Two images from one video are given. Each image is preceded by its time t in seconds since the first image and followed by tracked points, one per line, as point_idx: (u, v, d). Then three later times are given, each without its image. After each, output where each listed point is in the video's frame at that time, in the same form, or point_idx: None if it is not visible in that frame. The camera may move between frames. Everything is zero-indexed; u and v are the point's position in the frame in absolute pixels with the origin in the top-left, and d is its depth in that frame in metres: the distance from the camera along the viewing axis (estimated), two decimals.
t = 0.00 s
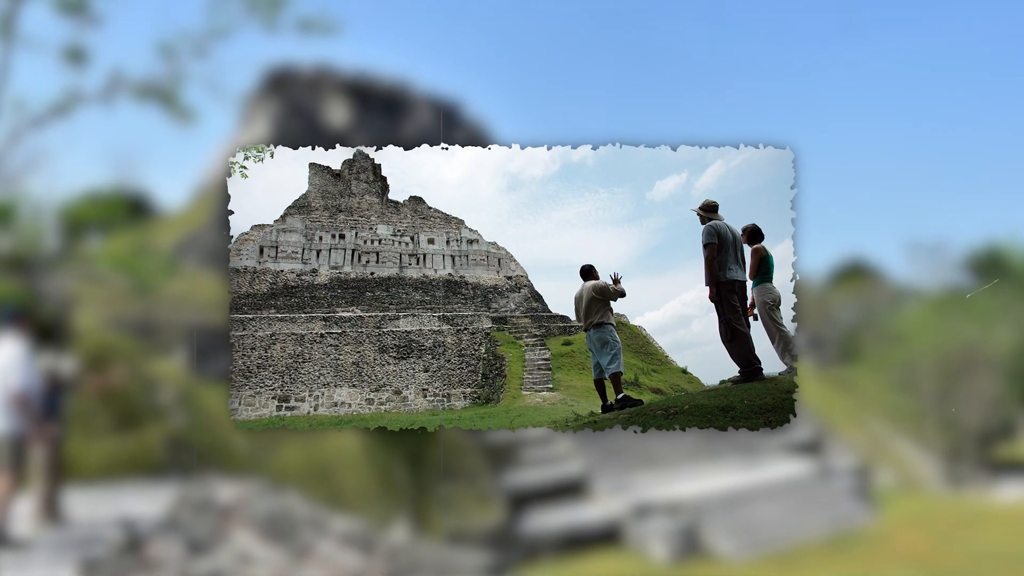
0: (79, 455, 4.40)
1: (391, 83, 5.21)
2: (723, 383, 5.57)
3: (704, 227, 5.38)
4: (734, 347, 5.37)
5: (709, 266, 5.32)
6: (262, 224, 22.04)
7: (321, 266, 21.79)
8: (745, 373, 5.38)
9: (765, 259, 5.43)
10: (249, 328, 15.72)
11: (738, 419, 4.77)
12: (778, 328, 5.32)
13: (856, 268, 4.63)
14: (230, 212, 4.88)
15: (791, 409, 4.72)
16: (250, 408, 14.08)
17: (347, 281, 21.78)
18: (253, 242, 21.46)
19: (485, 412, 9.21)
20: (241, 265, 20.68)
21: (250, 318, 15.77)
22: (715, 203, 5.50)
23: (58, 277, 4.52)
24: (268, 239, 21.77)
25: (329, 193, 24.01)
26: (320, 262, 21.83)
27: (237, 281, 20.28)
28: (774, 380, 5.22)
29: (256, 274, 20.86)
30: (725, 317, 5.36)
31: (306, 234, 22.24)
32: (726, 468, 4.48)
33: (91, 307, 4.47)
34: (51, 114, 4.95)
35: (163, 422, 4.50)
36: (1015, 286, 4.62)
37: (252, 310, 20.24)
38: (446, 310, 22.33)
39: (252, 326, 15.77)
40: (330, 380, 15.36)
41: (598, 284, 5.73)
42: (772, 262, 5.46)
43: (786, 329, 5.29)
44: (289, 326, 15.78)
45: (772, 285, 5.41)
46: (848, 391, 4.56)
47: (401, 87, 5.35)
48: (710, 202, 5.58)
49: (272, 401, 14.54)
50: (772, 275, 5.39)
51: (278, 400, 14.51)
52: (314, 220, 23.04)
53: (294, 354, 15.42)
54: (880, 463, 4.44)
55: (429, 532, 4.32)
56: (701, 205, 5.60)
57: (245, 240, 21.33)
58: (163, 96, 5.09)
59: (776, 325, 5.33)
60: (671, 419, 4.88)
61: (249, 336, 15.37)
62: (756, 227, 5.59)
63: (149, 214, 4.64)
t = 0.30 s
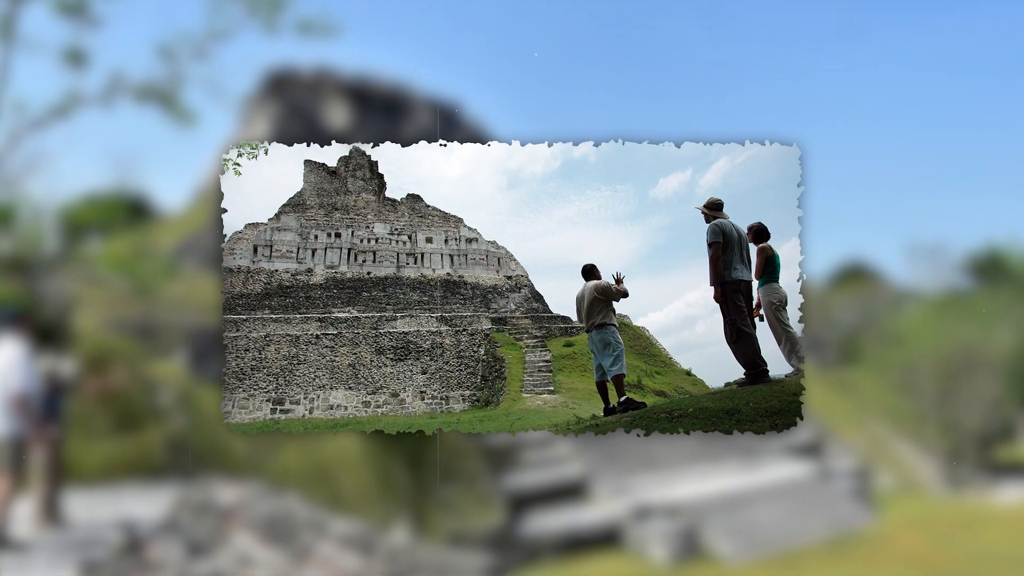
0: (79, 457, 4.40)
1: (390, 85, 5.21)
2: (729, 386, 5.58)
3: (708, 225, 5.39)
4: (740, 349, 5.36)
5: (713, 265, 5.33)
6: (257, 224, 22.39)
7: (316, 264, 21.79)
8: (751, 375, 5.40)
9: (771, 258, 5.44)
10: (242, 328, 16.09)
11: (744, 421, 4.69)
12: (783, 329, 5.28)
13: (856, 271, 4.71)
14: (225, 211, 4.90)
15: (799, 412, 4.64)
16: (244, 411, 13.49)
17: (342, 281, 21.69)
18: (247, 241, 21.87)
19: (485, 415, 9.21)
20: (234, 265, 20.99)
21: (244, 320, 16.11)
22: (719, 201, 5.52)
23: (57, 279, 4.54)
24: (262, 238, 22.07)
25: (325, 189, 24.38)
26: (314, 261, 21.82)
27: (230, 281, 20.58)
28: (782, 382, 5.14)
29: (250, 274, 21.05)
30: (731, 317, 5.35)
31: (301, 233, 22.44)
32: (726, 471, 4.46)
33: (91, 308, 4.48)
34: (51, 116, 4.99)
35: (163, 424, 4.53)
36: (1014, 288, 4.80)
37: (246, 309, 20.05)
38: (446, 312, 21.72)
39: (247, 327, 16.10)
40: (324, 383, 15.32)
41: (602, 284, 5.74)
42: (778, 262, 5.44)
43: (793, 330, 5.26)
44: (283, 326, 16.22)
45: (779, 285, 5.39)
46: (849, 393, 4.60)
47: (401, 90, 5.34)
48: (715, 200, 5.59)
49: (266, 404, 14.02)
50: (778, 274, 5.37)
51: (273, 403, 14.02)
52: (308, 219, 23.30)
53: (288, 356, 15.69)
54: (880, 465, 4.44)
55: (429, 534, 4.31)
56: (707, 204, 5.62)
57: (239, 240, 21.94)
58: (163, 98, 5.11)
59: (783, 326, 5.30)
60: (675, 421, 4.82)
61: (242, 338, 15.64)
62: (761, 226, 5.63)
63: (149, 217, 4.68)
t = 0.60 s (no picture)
0: (79, 459, 4.40)
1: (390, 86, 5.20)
2: (735, 389, 5.64)
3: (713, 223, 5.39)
4: (746, 351, 5.38)
5: (718, 264, 5.32)
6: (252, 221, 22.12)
7: (312, 263, 21.80)
8: (758, 377, 5.41)
9: (777, 258, 5.45)
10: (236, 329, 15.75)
11: (749, 423, 4.64)
12: (789, 329, 5.34)
13: (858, 273, 4.68)
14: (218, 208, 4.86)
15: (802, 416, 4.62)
16: (236, 416, 13.94)
17: (338, 281, 21.59)
18: (241, 240, 21.81)
19: (486, 417, 9.21)
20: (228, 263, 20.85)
21: (236, 320, 15.78)
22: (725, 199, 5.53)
23: (57, 282, 4.54)
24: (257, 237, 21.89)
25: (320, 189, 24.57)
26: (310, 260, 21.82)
27: (224, 281, 20.50)
28: (788, 386, 5.11)
29: (245, 274, 21.05)
30: (737, 318, 5.36)
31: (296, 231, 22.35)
32: (727, 472, 4.44)
33: (92, 311, 4.51)
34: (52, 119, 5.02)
35: (163, 425, 4.51)
36: (1014, 289, 4.80)
37: (239, 310, 20.44)
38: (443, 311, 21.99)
39: (238, 328, 15.67)
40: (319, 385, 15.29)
41: (603, 284, 5.74)
42: (783, 259, 5.47)
43: (799, 330, 5.33)
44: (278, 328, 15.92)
45: (784, 285, 5.45)
46: (849, 396, 4.60)
47: (401, 92, 5.33)
48: (719, 197, 5.60)
49: (260, 407, 14.50)
50: (784, 273, 5.41)
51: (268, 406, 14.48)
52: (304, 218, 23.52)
53: (283, 357, 15.57)
54: (880, 467, 4.44)
55: (429, 535, 4.32)
56: (712, 201, 5.62)
57: (232, 240, 21.90)
58: (163, 100, 5.13)
59: (788, 325, 5.36)
60: (679, 424, 4.75)
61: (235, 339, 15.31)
62: (768, 224, 5.68)
63: (149, 219, 4.71)
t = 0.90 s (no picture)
0: (79, 461, 4.39)
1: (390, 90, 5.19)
2: (742, 392, 5.68)
3: (717, 221, 5.41)
4: (753, 352, 5.38)
5: (724, 264, 5.35)
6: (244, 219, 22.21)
7: (307, 263, 21.97)
8: (764, 378, 5.45)
9: (783, 257, 5.51)
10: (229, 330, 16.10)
11: (754, 427, 4.84)
12: (796, 329, 5.39)
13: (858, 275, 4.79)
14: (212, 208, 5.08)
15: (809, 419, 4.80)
16: (231, 416, 14.04)
17: (334, 281, 21.66)
18: (235, 238, 21.79)
19: (485, 421, 9.26)
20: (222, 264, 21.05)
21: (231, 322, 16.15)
22: (728, 197, 5.55)
23: (57, 284, 4.55)
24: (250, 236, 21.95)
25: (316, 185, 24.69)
26: (306, 260, 22.03)
27: (217, 282, 20.58)
28: (793, 387, 5.28)
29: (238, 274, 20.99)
30: (742, 318, 5.39)
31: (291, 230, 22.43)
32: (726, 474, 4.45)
33: (91, 313, 4.50)
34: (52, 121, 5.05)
35: (163, 427, 4.54)
36: (1015, 290, 4.78)
37: (233, 310, 20.19)
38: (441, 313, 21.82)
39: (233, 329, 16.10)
40: (314, 387, 15.19)
41: (604, 285, 5.75)
42: (790, 259, 5.52)
43: (806, 330, 5.37)
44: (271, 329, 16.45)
45: (790, 284, 5.48)
46: (849, 398, 4.71)
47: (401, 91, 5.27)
48: (723, 196, 5.58)
49: (254, 409, 14.38)
50: (790, 272, 5.46)
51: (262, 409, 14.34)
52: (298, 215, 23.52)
53: (278, 359, 15.52)
54: (880, 469, 4.47)
55: (429, 538, 4.28)
56: (717, 200, 5.61)
57: (225, 238, 21.91)
58: (163, 102, 5.13)
59: (795, 326, 5.40)
60: (683, 427, 4.94)
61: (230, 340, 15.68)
62: (774, 223, 5.68)
63: (150, 221, 4.76)
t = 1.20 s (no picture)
0: (79, 463, 4.38)
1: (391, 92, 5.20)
2: (746, 395, 5.66)
3: (723, 219, 5.40)
4: (757, 353, 5.37)
5: (729, 264, 5.31)
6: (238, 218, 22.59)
7: (302, 263, 22.02)
8: (770, 380, 5.42)
9: (789, 256, 5.52)
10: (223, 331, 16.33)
11: (760, 430, 4.85)
12: (803, 331, 5.41)
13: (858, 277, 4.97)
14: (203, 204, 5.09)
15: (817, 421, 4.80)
16: (225, 420, 14.13)
17: (330, 281, 21.73)
18: (229, 237, 21.97)
19: (485, 423, 9.26)
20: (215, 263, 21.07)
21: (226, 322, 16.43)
22: (734, 195, 5.54)
23: (56, 286, 4.55)
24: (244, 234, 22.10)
25: (311, 182, 24.66)
26: (301, 259, 22.06)
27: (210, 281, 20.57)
28: (799, 389, 5.27)
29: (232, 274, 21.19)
30: (747, 319, 5.36)
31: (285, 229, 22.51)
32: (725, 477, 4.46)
33: (91, 315, 4.50)
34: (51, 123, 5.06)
35: (163, 431, 4.62)
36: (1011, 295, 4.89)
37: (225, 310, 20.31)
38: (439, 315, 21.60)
39: (227, 329, 16.42)
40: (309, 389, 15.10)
41: (606, 284, 5.74)
42: (796, 258, 5.53)
43: (813, 332, 5.39)
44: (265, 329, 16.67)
45: (796, 284, 5.50)
46: (850, 401, 4.81)
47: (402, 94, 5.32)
48: (728, 195, 5.58)
49: (249, 413, 14.33)
50: (796, 271, 5.48)
51: (256, 412, 14.36)
52: (293, 213, 23.41)
53: (273, 361, 15.44)
54: (879, 471, 4.47)
55: (429, 539, 4.26)
56: (721, 198, 5.60)
57: (219, 237, 22.04)
58: (162, 104, 5.14)
59: (801, 327, 5.43)
60: (686, 430, 4.97)
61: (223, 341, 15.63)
62: (780, 221, 5.73)
63: (149, 224, 4.82)
